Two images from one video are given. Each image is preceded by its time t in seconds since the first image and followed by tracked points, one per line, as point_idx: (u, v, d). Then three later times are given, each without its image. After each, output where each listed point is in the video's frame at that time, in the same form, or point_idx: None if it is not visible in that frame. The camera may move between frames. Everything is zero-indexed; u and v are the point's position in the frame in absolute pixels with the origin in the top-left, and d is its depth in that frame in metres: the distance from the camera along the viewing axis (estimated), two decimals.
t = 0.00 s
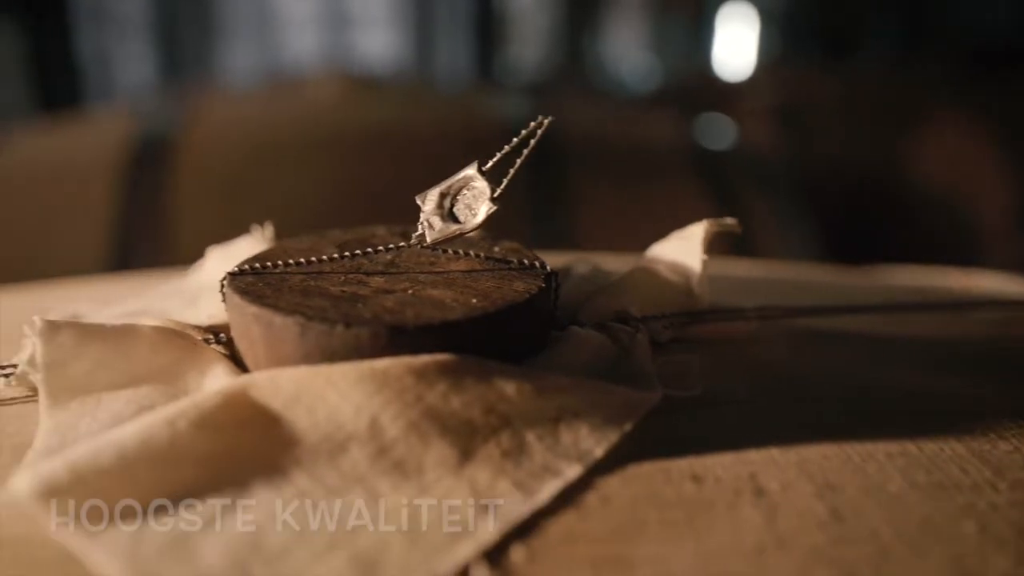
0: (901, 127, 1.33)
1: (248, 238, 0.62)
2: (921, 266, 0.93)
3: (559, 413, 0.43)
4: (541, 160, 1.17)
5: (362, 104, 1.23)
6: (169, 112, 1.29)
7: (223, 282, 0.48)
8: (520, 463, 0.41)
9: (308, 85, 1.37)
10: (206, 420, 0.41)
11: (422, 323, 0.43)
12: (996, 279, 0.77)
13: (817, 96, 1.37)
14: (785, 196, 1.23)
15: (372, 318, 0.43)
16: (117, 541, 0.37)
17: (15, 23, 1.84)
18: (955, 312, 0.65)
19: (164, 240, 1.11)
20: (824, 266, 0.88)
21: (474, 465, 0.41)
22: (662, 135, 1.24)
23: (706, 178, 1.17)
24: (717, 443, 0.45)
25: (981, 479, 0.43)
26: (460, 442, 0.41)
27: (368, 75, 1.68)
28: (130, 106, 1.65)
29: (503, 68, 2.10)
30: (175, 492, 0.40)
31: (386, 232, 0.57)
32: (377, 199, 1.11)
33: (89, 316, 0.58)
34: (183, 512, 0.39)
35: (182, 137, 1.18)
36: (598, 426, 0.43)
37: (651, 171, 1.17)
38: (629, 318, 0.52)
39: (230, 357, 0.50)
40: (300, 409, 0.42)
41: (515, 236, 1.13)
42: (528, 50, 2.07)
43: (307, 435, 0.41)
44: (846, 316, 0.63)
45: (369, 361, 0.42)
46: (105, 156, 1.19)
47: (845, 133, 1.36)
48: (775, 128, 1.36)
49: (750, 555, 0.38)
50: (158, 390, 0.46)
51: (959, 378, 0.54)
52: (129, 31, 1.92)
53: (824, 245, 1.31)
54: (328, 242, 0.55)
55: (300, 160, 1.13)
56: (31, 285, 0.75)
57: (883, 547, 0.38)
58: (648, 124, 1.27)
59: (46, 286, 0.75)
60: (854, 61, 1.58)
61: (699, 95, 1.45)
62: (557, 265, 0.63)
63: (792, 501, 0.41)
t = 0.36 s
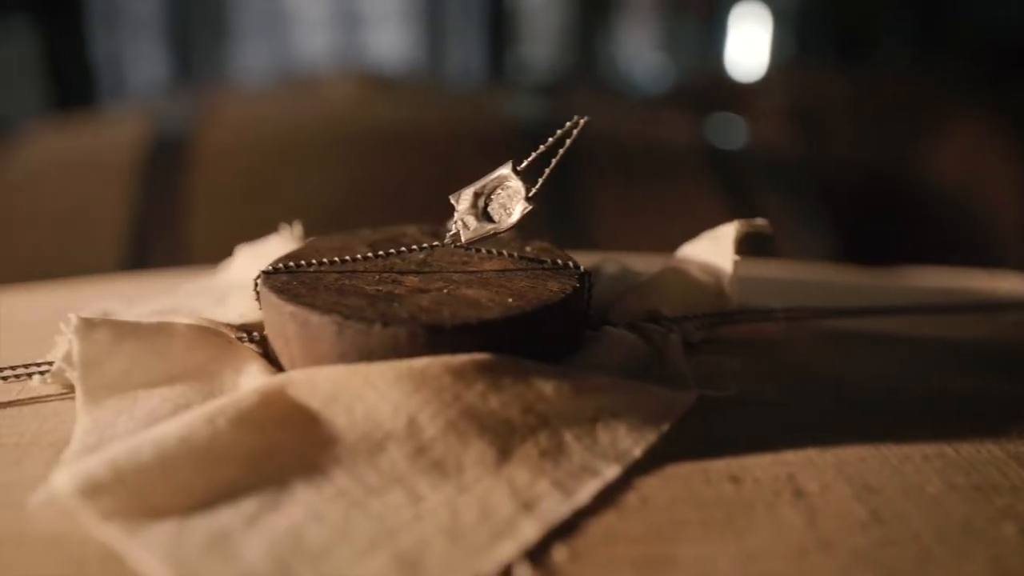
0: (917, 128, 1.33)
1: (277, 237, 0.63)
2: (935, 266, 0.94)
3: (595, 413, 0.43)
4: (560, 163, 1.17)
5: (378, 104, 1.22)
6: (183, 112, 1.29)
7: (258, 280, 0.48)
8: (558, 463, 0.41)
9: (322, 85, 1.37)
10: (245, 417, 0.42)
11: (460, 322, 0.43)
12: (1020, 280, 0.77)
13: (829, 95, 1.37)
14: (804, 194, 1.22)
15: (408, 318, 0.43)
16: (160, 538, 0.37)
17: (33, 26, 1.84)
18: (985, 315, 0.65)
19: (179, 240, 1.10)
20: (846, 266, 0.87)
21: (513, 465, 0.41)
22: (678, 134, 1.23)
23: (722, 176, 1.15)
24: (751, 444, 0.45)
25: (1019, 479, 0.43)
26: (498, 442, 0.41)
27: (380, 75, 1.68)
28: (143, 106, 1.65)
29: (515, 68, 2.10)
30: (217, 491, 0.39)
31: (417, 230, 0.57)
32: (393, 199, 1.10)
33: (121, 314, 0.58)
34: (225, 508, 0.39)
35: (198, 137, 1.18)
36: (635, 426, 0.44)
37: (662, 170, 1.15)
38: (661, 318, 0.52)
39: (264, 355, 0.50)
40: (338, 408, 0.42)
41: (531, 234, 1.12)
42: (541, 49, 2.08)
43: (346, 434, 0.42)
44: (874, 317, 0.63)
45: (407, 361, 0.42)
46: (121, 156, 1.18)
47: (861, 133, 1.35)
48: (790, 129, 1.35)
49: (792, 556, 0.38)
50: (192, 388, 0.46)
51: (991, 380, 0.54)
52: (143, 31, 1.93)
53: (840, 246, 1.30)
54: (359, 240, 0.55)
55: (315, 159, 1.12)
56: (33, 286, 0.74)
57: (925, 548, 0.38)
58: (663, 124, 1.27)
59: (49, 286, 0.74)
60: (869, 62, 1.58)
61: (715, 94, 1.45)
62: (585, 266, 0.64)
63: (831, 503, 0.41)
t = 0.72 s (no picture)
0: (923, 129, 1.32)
1: (299, 235, 0.64)
2: (946, 266, 0.99)
3: (624, 413, 0.44)
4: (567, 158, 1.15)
5: (389, 104, 1.23)
6: (194, 112, 1.29)
7: (285, 279, 0.49)
8: (587, 463, 0.41)
9: (333, 84, 1.37)
10: (275, 416, 0.42)
11: (488, 321, 0.43)
12: None
13: (838, 96, 1.37)
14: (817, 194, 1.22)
15: (436, 317, 0.44)
16: (191, 535, 0.37)
17: (44, 26, 1.83)
18: (1003, 317, 0.64)
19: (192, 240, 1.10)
20: (860, 266, 0.86)
21: (542, 465, 0.41)
22: (689, 134, 1.23)
23: (731, 177, 1.14)
24: (778, 445, 0.45)
25: None
26: (527, 442, 0.42)
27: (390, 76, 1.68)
28: (154, 106, 1.65)
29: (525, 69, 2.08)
30: (248, 489, 0.39)
31: (439, 230, 0.57)
32: (404, 199, 1.10)
33: (144, 313, 0.59)
34: (256, 507, 0.39)
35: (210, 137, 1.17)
36: (663, 427, 0.44)
37: (673, 172, 1.14)
38: (685, 318, 0.52)
39: (291, 355, 0.50)
40: (368, 407, 0.42)
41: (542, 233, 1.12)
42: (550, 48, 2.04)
43: (375, 434, 0.42)
44: (893, 318, 0.63)
45: (435, 360, 0.42)
46: (133, 155, 1.18)
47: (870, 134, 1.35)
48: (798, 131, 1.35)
49: (824, 557, 0.37)
50: (219, 387, 0.46)
51: (1014, 381, 0.54)
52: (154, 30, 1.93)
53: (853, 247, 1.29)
54: (383, 239, 0.55)
55: (327, 159, 1.12)
56: (35, 287, 0.74)
57: (957, 550, 0.38)
58: (674, 124, 1.27)
59: (51, 286, 0.74)
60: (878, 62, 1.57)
61: (724, 95, 1.47)
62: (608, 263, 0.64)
63: (860, 503, 0.41)
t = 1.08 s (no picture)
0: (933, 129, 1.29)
1: (316, 234, 0.64)
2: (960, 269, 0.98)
3: (647, 413, 0.44)
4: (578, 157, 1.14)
5: (399, 104, 1.22)
6: (203, 110, 1.29)
7: (306, 278, 0.49)
8: (611, 463, 0.41)
9: (342, 84, 1.37)
10: (299, 415, 0.42)
11: (511, 321, 0.43)
12: None
13: (844, 98, 1.37)
14: (827, 192, 1.24)
15: (459, 317, 0.44)
16: (217, 534, 0.37)
17: (51, 26, 1.86)
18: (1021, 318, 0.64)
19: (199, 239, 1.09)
20: (873, 267, 0.86)
21: (566, 465, 0.41)
22: (699, 134, 1.22)
23: (740, 177, 1.14)
24: (801, 446, 0.45)
25: None
26: (551, 441, 0.42)
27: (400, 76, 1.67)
28: (161, 105, 1.65)
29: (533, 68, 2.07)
30: (272, 489, 0.39)
31: (456, 229, 0.57)
32: (412, 198, 1.09)
33: (165, 311, 0.59)
34: (280, 506, 0.38)
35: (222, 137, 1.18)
36: (686, 427, 0.44)
37: (682, 169, 1.14)
38: (705, 318, 0.52)
39: (312, 354, 0.50)
40: (391, 406, 0.42)
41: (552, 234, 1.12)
42: (557, 48, 2.03)
43: (399, 433, 0.42)
44: (911, 319, 0.62)
45: (459, 360, 0.42)
46: (142, 155, 1.18)
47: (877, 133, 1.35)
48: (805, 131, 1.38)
49: (851, 559, 0.37)
50: (242, 386, 0.46)
51: None
52: (162, 30, 1.94)
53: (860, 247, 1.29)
54: (403, 239, 0.55)
55: (337, 158, 1.12)
56: (34, 287, 0.74)
57: (985, 552, 0.38)
58: (683, 124, 1.26)
59: (51, 286, 0.74)
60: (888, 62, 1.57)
61: (730, 95, 1.50)
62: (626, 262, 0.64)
63: (885, 504, 0.41)
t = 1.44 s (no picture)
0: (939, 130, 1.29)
1: (330, 234, 0.64)
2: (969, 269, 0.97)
3: (665, 413, 0.44)
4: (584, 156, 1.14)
5: (405, 104, 1.22)
6: (210, 109, 1.29)
7: (322, 278, 0.49)
8: (630, 463, 0.41)
9: (347, 84, 1.37)
10: (317, 415, 0.42)
11: (529, 320, 0.43)
12: None
13: (852, 97, 1.36)
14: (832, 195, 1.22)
15: (477, 317, 0.44)
16: (236, 535, 0.37)
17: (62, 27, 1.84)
18: None
19: (206, 238, 1.09)
20: (883, 267, 0.86)
21: (585, 465, 0.41)
22: (706, 134, 1.22)
23: (746, 177, 1.14)
24: (818, 447, 0.45)
25: None
26: (569, 441, 0.42)
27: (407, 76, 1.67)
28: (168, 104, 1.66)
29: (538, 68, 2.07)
30: (291, 488, 0.39)
31: (471, 229, 0.57)
32: (419, 199, 1.09)
33: (180, 311, 0.59)
34: (299, 506, 0.38)
35: (228, 135, 1.18)
36: (704, 427, 0.44)
37: (689, 169, 1.14)
38: (720, 318, 0.52)
39: (328, 353, 0.50)
40: (410, 405, 0.42)
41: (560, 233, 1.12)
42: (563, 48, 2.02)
43: (417, 432, 0.42)
44: (924, 320, 0.62)
45: (477, 359, 0.42)
46: (148, 156, 1.18)
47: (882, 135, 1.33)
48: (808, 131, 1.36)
49: (871, 559, 0.37)
50: (259, 385, 0.46)
51: None
52: (168, 31, 1.95)
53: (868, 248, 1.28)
54: (417, 239, 0.55)
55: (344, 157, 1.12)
56: (35, 287, 0.74)
57: (1006, 553, 0.38)
58: (690, 124, 1.26)
59: (51, 286, 0.75)
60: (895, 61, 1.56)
61: (736, 95, 1.48)
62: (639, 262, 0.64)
63: (905, 505, 0.41)
